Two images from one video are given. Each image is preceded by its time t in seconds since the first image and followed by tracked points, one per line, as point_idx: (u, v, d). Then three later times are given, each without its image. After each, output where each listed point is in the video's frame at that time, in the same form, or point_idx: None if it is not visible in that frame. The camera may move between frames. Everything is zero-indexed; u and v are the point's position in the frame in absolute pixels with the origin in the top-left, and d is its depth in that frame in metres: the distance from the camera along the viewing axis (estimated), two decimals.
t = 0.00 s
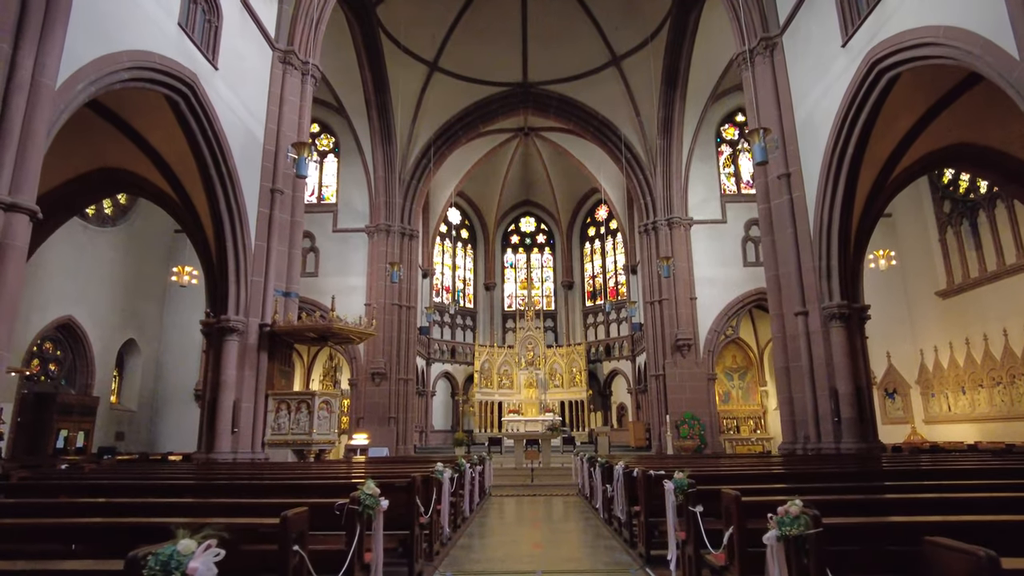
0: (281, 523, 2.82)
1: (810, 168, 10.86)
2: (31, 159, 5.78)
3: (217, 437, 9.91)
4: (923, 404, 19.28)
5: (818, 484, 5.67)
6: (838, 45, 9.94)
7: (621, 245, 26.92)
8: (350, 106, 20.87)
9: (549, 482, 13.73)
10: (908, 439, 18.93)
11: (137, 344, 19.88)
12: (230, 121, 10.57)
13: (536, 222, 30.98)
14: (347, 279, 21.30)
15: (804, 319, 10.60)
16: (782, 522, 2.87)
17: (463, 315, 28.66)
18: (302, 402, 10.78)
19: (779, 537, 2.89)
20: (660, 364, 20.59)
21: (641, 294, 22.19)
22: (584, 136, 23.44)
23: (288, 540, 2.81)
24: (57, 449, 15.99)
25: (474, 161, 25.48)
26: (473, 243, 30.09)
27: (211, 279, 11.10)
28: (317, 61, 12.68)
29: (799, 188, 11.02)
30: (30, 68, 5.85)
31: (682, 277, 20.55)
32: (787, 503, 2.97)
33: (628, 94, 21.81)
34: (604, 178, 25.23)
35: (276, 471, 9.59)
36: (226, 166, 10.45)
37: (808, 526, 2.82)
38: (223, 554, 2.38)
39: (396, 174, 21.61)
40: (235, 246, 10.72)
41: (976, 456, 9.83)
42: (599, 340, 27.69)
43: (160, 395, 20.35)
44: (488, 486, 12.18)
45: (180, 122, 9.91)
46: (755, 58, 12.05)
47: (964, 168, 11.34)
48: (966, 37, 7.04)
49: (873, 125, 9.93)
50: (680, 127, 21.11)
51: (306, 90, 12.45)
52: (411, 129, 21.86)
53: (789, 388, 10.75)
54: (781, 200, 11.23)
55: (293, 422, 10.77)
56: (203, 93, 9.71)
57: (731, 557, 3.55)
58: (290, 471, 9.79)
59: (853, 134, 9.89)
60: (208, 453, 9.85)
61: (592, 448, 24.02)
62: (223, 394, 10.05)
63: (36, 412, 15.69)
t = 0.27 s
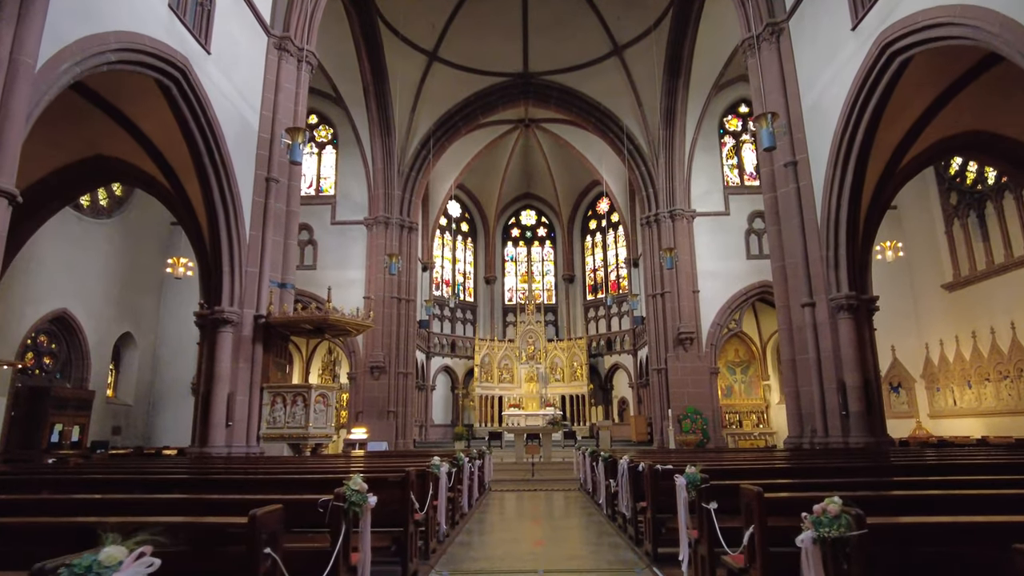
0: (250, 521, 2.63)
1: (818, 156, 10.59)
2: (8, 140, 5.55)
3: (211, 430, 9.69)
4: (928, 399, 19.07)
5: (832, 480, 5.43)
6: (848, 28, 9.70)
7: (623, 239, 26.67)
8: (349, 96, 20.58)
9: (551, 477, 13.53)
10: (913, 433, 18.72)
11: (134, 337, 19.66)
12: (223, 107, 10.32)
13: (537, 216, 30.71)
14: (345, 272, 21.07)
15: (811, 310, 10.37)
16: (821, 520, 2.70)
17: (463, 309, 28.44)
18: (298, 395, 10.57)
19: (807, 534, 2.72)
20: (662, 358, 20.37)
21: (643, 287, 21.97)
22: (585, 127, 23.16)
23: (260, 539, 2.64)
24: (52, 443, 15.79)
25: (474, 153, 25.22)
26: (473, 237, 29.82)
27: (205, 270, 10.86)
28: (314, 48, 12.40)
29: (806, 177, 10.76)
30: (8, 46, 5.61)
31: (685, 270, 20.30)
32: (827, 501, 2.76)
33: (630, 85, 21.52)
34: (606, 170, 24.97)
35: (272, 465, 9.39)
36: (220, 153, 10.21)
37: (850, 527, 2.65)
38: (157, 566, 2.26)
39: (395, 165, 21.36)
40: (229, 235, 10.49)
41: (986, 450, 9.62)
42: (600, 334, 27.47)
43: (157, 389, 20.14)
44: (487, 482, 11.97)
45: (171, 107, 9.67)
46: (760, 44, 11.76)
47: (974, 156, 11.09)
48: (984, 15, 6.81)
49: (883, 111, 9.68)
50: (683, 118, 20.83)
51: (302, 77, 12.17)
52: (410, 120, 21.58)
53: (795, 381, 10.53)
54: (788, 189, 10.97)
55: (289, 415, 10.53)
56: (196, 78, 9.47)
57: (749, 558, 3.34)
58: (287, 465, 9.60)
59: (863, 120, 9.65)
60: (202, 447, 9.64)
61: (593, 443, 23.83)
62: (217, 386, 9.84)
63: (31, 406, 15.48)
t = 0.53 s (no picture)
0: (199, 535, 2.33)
1: (825, 146, 10.32)
2: None
3: (203, 428, 9.46)
4: (933, 396, 18.84)
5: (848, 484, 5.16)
6: (858, 15, 9.44)
7: (624, 234, 26.41)
8: (347, 90, 20.32)
9: (551, 476, 13.29)
10: (918, 431, 18.49)
11: (129, 334, 19.40)
12: (214, 95, 10.06)
13: (538, 211, 30.45)
14: (344, 268, 20.87)
15: (818, 306, 10.11)
16: (873, 535, 2.35)
17: (463, 306, 28.20)
18: (292, 392, 10.33)
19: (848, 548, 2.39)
20: (664, 355, 20.12)
21: (645, 283, 21.72)
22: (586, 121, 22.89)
23: (210, 563, 2.37)
24: (46, 441, 15.57)
25: (474, 148, 24.96)
26: (473, 233, 29.56)
27: (198, 264, 10.61)
28: (309, 37, 12.12)
29: (813, 169, 10.49)
30: None
31: (687, 265, 20.05)
32: (878, 516, 2.39)
33: (632, 78, 21.24)
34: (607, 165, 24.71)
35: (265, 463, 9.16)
36: (211, 144, 9.95)
37: (908, 547, 2.29)
38: None
39: (394, 160, 21.10)
40: (221, 229, 10.24)
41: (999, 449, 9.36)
42: (601, 330, 27.23)
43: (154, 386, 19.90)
44: (486, 481, 11.72)
45: (161, 96, 9.41)
46: (765, 33, 11.45)
47: (985, 149, 10.83)
48: None
49: (893, 100, 9.42)
50: (685, 111, 20.56)
51: (297, 67, 11.89)
52: (408, 113, 21.31)
53: (801, 378, 10.27)
54: (794, 181, 10.70)
55: (284, 413, 10.30)
56: (186, 66, 9.21)
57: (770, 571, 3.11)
58: (280, 463, 9.36)
59: (872, 109, 9.39)
60: (194, 445, 9.41)
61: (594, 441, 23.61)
62: (210, 383, 9.61)
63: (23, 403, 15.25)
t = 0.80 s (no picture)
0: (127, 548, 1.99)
1: (832, 136, 10.06)
2: None
3: (194, 425, 9.22)
4: (937, 393, 18.63)
5: (862, 483, 4.91)
6: None
7: (624, 230, 26.16)
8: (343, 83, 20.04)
9: (551, 474, 13.06)
10: (923, 428, 18.26)
11: (124, 330, 19.13)
12: (204, 84, 9.81)
13: (537, 207, 30.19)
14: (341, 264, 20.64)
15: (824, 299, 9.86)
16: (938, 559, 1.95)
17: (461, 302, 27.97)
18: (285, 388, 10.09)
19: (910, 563, 2.08)
20: (665, 351, 19.87)
21: (645, 278, 21.48)
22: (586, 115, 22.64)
23: None
24: (37, 439, 15.35)
25: (473, 143, 24.71)
26: (472, 229, 29.30)
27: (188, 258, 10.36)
28: (304, 27, 11.84)
29: (819, 160, 10.23)
30: None
31: (689, 261, 19.81)
32: (942, 528, 1.98)
33: (632, 71, 20.97)
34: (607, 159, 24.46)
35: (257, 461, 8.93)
36: (202, 134, 9.69)
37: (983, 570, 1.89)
38: None
39: (391, 154, 20.85)
40: (212, 221, 9.98)
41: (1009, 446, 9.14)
42: (601, 327, 26.99)
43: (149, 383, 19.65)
44: (484, 479, 11.48)
45: (149, 84, 9.15)
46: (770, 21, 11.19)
47: (994, 140, 10.58)
48: None
49: (902, 88, 9.17)
50: (687, 104, 20.31)
51: (292, 56, 11.62)
52: (406, 107, 21.05)
53: (807, 373, 10.03)
54: (799, 172, 10.44)
55: (277, 410, 10.07)
56: (174, 52, 8.95)
57: None
58: (272, 461, 9.12)
59: (880, 98, 9.15)
60: (184, 443, 9.17)
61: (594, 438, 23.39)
62: (201, 379, 9.38)
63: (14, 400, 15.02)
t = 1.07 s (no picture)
0: None
1: (838, 127, 9.79)
2: None
3: (184, 424, 8.97)
4: (942, 390, 18.41)
5: (880, 485, 4.65)
6: None
7: (625, 227, 25.90)
8: (340, 77, 19.81)
9: (551, 473, 12.81)
10: (927, 427, 18.03)
11: (117, 328, 18.86)
12: (194, 74, 9.55)
13: (536, 204, 29.93)
14: (338, 260, 20.42)
15: (830, 294, 9.60)
16: None
17: (460, 300, 27.72)
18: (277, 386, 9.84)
19: None
20: (666, 349, 19.60)
21: (646, 275, 21.25)
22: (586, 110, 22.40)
23: None
24: (28, 438, 15.10)
25: (472, 139, 24.48)
26: (471, 226, 29.05)
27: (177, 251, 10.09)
28: (297, 16, 11.57)
29: (825, 151, 9.97)
30: None
31: (690, 257, 19.56)
32: None
33: (633, 65, 20.71)
34: (607, 155, 24.26)
35: (248, 461, 8.68)
36: (191, 124, 9.43)
37: None
38: None
39: (389, 150, 20.61)
40: (203, 214, 9.73)
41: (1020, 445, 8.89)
42: (601, 325, 26.75)
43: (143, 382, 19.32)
44: (482, 480, 11.23)
45: (136, 71, 8.89)
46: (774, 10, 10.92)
47: (1004, 132, 10.33)
48: None
49: (911, 76, 8.92)
50: (688, 99, 20.06)
51: (285, 46, 11.35)
52: (404, 102, 20.79)
53: (813, 370, 9.78)
54: (804, 164, 10.18)
55: (269, 408, 9.82)
56: (162, 39, 8.69)
57: None
58: (263, 461, 8.87)
59: (888, 86, 8.90)
60: (173, 442, 8.92)
61: (594, 437, 23.15)
62: (190, 377, 9.13)
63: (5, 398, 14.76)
